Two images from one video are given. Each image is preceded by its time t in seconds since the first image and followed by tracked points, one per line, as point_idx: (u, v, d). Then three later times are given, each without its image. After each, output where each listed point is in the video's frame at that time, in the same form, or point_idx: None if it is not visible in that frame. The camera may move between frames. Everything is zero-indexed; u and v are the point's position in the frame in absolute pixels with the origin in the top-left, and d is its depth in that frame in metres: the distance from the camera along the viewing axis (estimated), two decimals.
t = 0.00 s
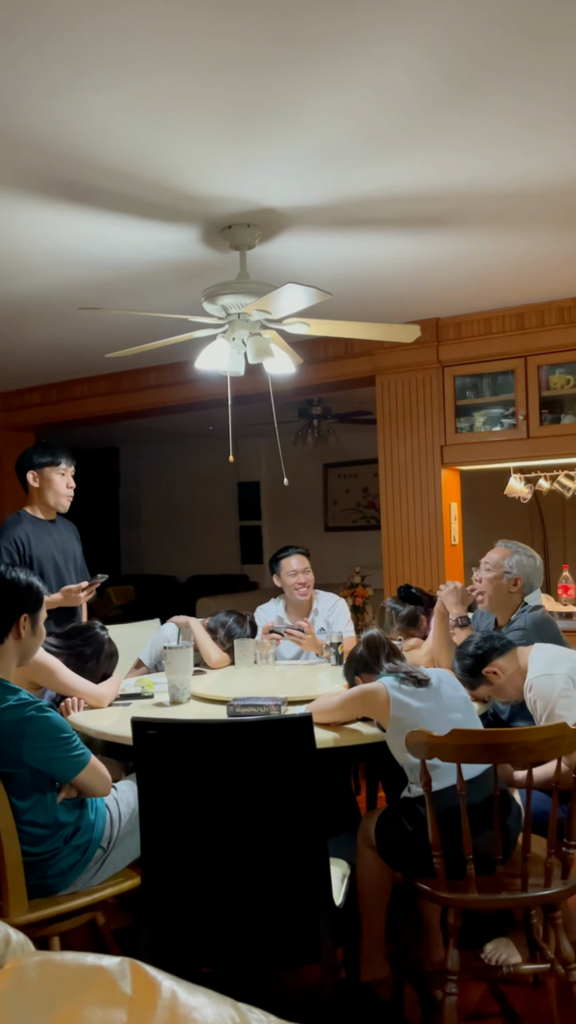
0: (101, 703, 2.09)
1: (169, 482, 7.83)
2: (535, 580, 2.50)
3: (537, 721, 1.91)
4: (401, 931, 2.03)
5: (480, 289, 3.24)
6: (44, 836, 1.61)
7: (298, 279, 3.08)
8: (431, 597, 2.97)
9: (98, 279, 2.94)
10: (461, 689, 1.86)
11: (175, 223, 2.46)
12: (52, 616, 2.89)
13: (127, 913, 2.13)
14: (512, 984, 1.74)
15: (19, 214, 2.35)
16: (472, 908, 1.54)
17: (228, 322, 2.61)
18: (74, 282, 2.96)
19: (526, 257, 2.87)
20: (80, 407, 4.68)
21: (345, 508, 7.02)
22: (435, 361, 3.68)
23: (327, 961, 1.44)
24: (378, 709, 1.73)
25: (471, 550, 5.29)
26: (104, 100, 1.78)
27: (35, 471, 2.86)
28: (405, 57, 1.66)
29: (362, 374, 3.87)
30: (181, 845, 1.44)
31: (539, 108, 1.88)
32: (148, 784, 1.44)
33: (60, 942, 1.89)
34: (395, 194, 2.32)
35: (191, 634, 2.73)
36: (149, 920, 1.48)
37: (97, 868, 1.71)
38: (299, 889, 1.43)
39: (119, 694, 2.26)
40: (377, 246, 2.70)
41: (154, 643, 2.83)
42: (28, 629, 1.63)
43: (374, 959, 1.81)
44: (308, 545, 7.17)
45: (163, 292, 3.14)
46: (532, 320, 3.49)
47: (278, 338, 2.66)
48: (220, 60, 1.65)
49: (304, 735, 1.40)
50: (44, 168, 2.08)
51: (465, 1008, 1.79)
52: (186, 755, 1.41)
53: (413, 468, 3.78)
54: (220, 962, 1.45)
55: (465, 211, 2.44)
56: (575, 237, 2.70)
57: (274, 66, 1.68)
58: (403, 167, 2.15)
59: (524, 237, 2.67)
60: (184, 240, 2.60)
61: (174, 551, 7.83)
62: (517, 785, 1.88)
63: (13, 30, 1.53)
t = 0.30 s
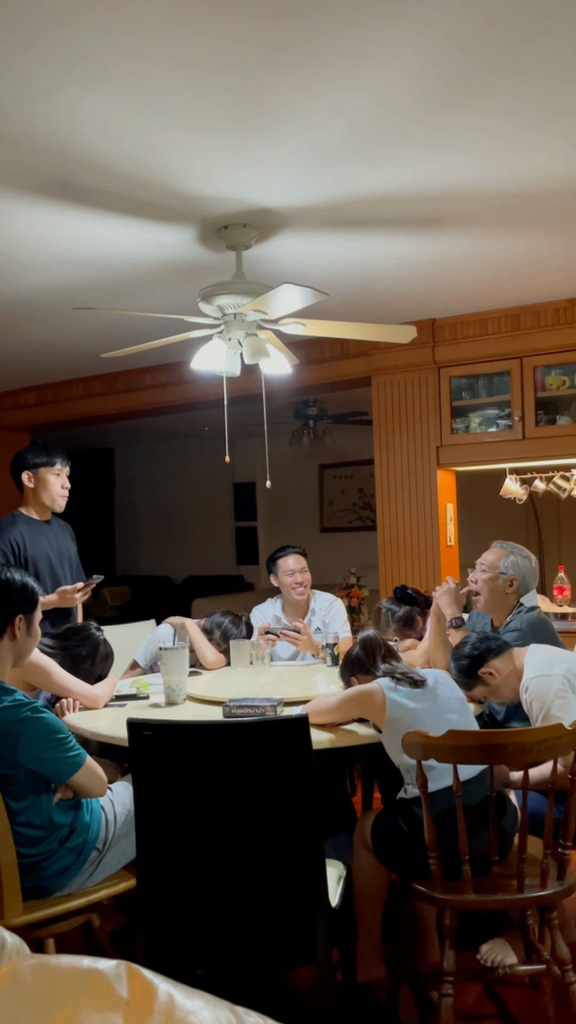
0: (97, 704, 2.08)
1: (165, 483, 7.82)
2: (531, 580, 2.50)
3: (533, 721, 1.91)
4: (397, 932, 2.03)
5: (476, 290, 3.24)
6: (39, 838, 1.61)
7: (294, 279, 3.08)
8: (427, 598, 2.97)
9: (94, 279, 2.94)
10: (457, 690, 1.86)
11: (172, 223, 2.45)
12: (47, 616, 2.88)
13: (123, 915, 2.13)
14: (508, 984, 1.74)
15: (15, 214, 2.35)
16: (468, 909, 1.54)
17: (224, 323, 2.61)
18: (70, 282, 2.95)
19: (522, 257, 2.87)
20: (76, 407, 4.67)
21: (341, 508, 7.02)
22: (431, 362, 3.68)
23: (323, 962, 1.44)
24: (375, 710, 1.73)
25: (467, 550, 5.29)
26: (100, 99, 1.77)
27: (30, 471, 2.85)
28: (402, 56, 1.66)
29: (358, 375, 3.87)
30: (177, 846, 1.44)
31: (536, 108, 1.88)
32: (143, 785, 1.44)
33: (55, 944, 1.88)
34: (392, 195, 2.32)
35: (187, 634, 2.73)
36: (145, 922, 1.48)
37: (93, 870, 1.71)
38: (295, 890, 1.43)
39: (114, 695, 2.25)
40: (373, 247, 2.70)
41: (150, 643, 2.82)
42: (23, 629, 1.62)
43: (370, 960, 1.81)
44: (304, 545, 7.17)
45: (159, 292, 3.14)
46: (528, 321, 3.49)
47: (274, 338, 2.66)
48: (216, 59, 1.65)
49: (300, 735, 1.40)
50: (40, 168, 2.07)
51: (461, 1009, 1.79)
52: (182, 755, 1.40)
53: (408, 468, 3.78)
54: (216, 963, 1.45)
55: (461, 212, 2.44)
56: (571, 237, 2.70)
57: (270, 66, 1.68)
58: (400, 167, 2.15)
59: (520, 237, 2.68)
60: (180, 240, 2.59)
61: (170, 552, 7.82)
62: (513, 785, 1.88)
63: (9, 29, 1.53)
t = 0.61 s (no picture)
0: (94, 705, 2.08)
1: (163, 484, 7.81)
2: (528, 582, 2.51)
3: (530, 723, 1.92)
4: (395, 934, 2.03)
5: (474, 292, 3.25)
6: (36, 840, 1.60)
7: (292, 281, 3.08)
8: (425, 600, 2.97)
9: (93, 280, 2.94)
10: (454, 691, 1.86)
11: (170, 224, 2.45)
12: (45, 617, 2.88)
13: (120, 917, 2.12)
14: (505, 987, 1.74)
15: (13, 215, 2.34)
16: (466, 911, 1.54)
17: (222, 324, 2.61)
18: (68, 283, 2.95)
19: (520, 260, 2.87)
20: (74, 409, 4.66)
21: (338, 510, 7.02)
22: (429, 364, 3.69)
23: (320, 964, 1.43)
24: (372, 712, 1.73)
25: (464, 551, 5.30)
26: (99, 100, 1.78)
27: (28, 472, 2.85)
28: (400, 58, 1.66)
29: (356, 376, 3.87)
30: (174, 848, 1.44)
31: (535, 110, 1.88)
32: (141, 787, 1.43)
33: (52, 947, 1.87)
34: (390, 197, 2.32)
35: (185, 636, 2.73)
36: (142, 925, 1.47)
37: (90, 872, 1.70)
38: (292, 892, 1.43)
39: (112, 696, 2.25)
40: (372, 249, 2.71)
41: (147, 644, 2.82)
42: (21, 631, 1.62)
43: (368, 963, 1.82)
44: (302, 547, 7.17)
45: (158, 294, 3.14)
46: (526, 323, 3.50)
47: (272, 340, 2.66)
48: (215, 61, 1.65)
49: (298, 737, 1.40)
50: (39, 169, 2.07)
51: (458, 1012, 1.79)
52: (180, 756, 1.40)
53: (406, 470, 3.79)
54: (213, 965, 1.45)
55: (460, 214, 2.45)
56: (569, 240, 2.70)
57: (269, 68, 1.68)
58: (399, 169, 2.15)
59: (518, 240, 2.68)
60: (178, 242, 2.59)
61: (167, 553, 7.81)
62: (510, 787, 1.88)
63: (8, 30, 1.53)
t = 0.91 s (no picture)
0: (97, 709, 2.08)
1: (164, 488, 7.82)
2: (530, 586, 2.51)
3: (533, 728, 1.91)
4: (398, 937, 2.03)
5: (476, 296, 3.25)
6: (38, 844, 1.60)
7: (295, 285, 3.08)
8: (428, 604, 2.96)
9: (95, 284, 2.94)
10: (457, 696, 1.86)
11: (173, 228, 2.46)
12: (47, 621, 2.87)
13: (122, 922, 2.12)
14: (508, 992, 1.73)
15: (16, 218, 2.35)
16: (469, 916, 1.54)
17: (225, 328, 2.61)
18: (71, 287, 2.96)
19: (522, 264, 2.88)
20: (76, 412, 4.67)
21: (340, 514, 7.02)
22: (431, 368, 3.69)
23: (324, 969, 1.43)
24: (375, 716, 1.72)
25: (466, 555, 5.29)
26: (102, 104, 1.78)
27: (30, 476, 2.86)
28: (404, 61, 1.66)
29: (358, 380, 3.87)
30: (177, 852, 1.43)
31: (537, 114, 1.88)
32: (143, 791, 1.43)
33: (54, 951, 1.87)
34: (392, 201, 2.32)
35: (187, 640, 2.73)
36: (144, 929, 1.47)
37: (92, 876, 1.70)
38: (295, 897, 1.43)
39: (114, 700, 2.25)
40: (374, 253, 2.71)
41: (150, 648, 2.82)
42: (23, 635, 1.62)
43: (370, 967, 1.83)
44: (304, 551, 7.17)
45: (161, 298, 3.14)
46: (528, 328, 3.50)
47: (274, 344, 2.67)
48: (219, 65, 1.65)
49: (301, 741, 1.39)
50: (42, 173, 2.08)
51: (461, 1017, 1.78)
52: (182, 761, 1.40)
53: (408, 474, 3.79)
54: (215, 970, 1.44)
55: (462, 218, 2.45)
56: (571, 244, 2.71)
57: (273, 74, 1.69)
58: (401, 173, 2.16)
59: (520, 244, 2.69)
60: (181, 246, 2.60)
61: (169, 557, 7.81)
62: (513, 792, 1.88)
63: (12, 34, 1.53)
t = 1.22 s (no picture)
0: (100, 715, 2.08)
1: (168, 494, 7.83)
2: (534, 592, 2.50)
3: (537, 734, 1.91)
4: (401, 945, 2.02)
5: (479, 303, 3.26)
6: (43, 850, 1.61)
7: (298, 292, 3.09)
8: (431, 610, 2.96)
9: (100, 291, 2.96)
10: (461, 703, 1.86)
11: (177, 236, 2.47)
12: (51, 627, 2.88)
13: (126, 928, 2.12)
14: (512, 1000, 1.73)
15: (22, 226, 2.37)
16: (473, 923, 1.53)
17: (229, 335, 2.62)
18: (75, 294, 2.97)
19: (525, 271, 2.89)
20: (80, 418, 4.69)
21: (343, 519, 7.02)
22: (435, 374, 3.70)
23: (327, 976, 1.43)
24: (378, 723, 1.72)
25: (469, 561, 5.29)
26: (108, 113, 1.80)
27: (34, 482, 2.87)
28: (408, 69, 1.67)
29: (362, 386, 3.88)
30: (181, 858, 1.44)
31: (539, 120, 1.89)
32: (147, 797, 1.43)
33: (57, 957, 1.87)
34: (395, 208, 2.34)
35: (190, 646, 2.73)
36: (148, 935, 1.47)
37: (96, 882, 1.70)
38: (299, 904, 1.43)
39: (118, 706, 2.26)
40: (377, 261, 2.72)
41: (153, 654, 2.82)
42: (28, 641, 1.63)
43: (374, 975, 1.81)
44: (307, 557, 7.17)
45: (165, 305, 3.16)
46: (531, 334, 3.51)
47: (278, 351, 2.68)
48: (224, 74, 1.67)
49: (304, 747, 1.40)
50: (47, 181, 2.09)
51: None
52: (186, 767, 1.40)
53: (412, 480, 3.79)
54: (219, 976, 1.44)
55: (465, 226, 2.46)
56: (574, 251, 2.72)
57: (277, 82, 1.70)
58: (404, 181, 2.17)
59: (523, 251, 2.69)
60: (185, 253, 2.61)
61: (172, 562, 7.82)
62: (517, 799, 1.87)
63: (19, 43, 1.55)
